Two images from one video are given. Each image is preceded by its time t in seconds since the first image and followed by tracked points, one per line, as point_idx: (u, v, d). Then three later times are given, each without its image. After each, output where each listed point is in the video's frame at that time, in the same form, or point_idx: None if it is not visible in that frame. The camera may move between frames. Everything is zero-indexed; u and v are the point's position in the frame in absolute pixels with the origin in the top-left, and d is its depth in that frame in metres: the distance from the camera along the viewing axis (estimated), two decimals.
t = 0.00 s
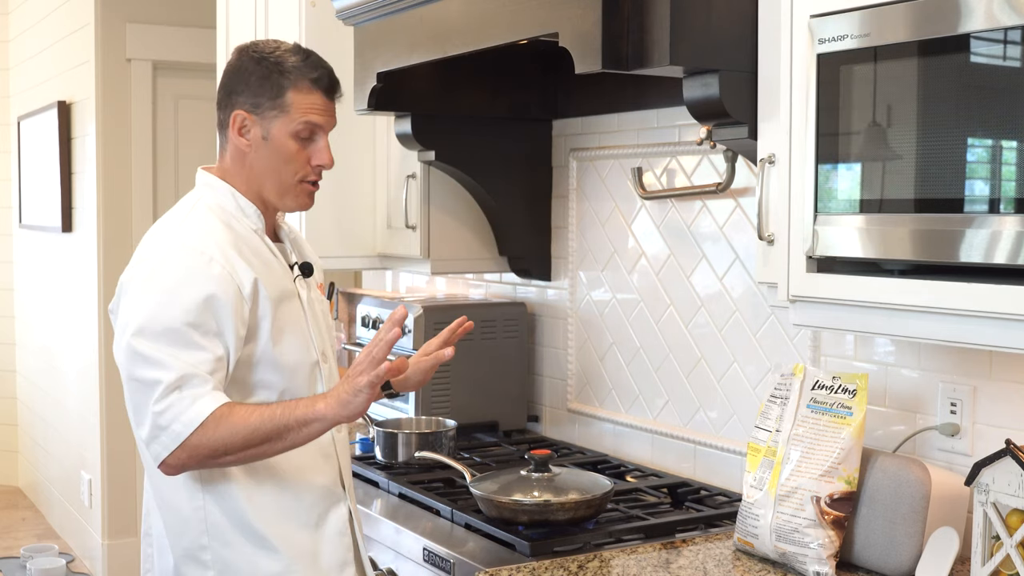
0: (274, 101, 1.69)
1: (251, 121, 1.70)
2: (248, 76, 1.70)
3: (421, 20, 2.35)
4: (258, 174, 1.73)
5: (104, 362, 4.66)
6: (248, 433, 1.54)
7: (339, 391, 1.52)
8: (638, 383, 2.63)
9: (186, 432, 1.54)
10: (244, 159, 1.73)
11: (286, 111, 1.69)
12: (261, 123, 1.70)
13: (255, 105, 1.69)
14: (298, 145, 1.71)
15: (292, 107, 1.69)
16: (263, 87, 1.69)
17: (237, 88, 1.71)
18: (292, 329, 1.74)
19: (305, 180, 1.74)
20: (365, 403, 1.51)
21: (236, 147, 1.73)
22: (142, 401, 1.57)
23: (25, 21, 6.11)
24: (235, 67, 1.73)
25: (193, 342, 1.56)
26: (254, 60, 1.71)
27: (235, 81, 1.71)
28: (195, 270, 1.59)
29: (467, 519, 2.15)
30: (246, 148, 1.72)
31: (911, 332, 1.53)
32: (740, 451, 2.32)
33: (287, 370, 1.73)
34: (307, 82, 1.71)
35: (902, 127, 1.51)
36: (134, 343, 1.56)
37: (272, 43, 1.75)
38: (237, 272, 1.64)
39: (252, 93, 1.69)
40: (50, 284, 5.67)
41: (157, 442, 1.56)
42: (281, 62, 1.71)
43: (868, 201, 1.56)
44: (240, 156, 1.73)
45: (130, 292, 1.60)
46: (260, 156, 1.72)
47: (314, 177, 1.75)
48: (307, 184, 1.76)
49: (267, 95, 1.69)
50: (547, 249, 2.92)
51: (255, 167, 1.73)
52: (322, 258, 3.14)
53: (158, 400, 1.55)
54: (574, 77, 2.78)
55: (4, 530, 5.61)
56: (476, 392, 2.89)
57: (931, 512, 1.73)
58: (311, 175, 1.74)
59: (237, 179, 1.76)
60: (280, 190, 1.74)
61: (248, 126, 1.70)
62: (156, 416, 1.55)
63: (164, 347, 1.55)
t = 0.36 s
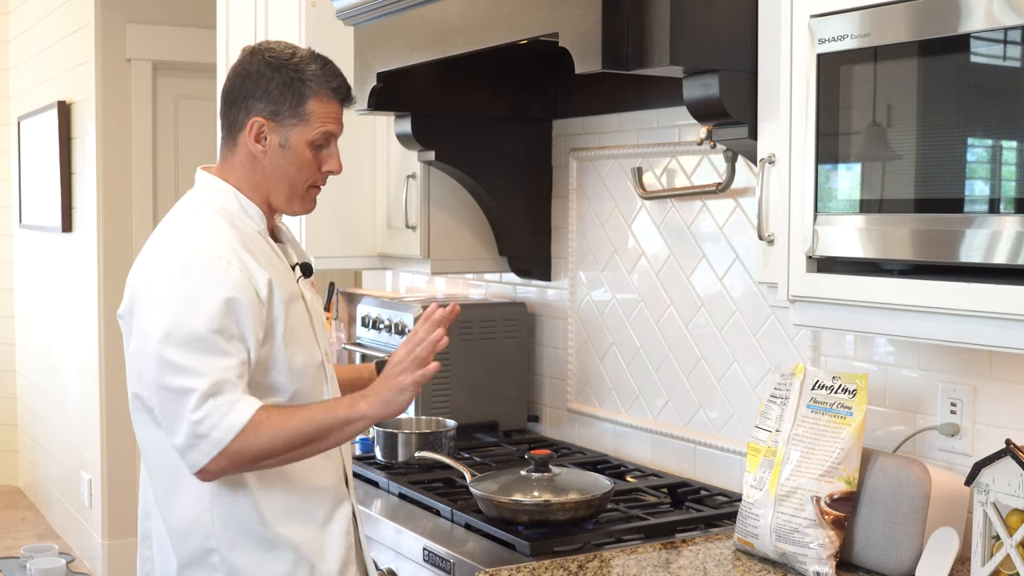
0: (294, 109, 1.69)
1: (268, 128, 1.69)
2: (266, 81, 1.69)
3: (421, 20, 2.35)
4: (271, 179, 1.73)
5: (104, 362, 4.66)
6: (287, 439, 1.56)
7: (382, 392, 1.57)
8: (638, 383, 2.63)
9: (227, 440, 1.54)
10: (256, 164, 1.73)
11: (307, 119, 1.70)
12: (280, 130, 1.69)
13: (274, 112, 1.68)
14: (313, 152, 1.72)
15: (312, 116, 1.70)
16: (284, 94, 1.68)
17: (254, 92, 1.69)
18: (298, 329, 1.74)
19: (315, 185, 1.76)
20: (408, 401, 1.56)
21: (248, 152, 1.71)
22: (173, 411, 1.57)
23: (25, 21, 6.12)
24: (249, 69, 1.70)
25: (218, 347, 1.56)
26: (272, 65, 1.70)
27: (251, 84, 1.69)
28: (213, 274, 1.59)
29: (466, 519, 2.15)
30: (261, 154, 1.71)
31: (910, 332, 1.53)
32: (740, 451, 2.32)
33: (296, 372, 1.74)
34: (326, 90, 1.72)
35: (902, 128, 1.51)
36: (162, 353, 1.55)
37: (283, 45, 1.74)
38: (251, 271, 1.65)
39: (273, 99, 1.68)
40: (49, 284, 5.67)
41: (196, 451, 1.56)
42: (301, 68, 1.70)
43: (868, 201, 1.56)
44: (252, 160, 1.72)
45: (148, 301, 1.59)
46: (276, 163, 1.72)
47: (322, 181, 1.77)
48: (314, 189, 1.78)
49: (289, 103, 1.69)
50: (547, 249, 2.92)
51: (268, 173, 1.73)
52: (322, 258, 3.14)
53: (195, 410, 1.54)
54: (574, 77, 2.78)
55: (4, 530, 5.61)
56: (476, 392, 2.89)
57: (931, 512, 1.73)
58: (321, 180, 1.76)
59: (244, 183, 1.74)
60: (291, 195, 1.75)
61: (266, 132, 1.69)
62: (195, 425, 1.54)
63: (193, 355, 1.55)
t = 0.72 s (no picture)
0: (275, 101, 1.70)
1: (250, 120, 1.70)
2: (247, 74, 1.71)
3: (421, 20, 2.34)
4: (255, 172, 1.75)
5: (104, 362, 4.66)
6: (367, 433, 1.64)
7: (460, 388, 1.66)
8: (638, 383, 2.63)
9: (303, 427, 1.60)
10: (240, 158, 1.75)
11: (288, 112, 1.71)
12: (262, 123, 1.71)
13: (255, 105, 1.70)
14: (295, 145, 1.73)
15: (293, 109, 1.71)
16: (264, 87, 1.70)
17: (235, 86, 1.70)
18: (300, 322, 1.78)
19: (300, 178, 1.77)
20: (481, 398, 1.67)
21: (232, 145, 1.73)
22: (233, 407, 1.59)
23: (25, 21, 6.11)
24: (230, 63, 1.72)
25: (266, 335, 1.61)
26: (252, 58, 1.71)
27: (232, 78, 1.71)
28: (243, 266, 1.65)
29: (467, 518, 2.15)
30: (244, 147, 1.73)
31: (910, 332, 1.53)
32: (741, 451, 2.32)
33: (299, 364, 1.78)
34: (307, 83, 1.73)
35: (903, 127, 1.51)
36: (218, 349, 1.58)
37: (264, 40, 1.75)
38: (260, 259, 1.73)
39: (254, 92, 1.70)
40: (49, 284, 5.67)
41: (268, 441, 1.60)
42: (281, 62, 1.71)
43: (868, 201, 1.56)
44: (236, 153, 1.74)
45: (186, 303, 1.60)
46: (259, 155, 1.73)
47: (307, 175, 1.78)
48: (300, 182, 1.79)
49: (269, 96, 1.70)
50: (547, 249, 2.92)
51: (252, 166, 1.75)
52: (322, 258, 3.14)
53: (262, 399, 1.58)
54: (574, 77, 2.78)
55: (4, 530, 5.61)
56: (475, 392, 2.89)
57: (931, 512, 1.73)
58: (306, 173, 1.77)
59: (229, 177, 1.76)
60: (276, 188, 1.76)
61: (248, 125, 1.71)
62: (270, 413, 1.58)
63: (247, 346, 1.59)
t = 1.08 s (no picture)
0: (265, 105, 1.70)
1: (240, 124, 1.70)
2: (238, 77, 1.70)
3: (421, 20, 2.34)
4: (245, 174, 1.75)
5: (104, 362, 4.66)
6: (345, 443, 1.65)
7: (439, 409, 1.67)
8: (638, 383, 2.63)
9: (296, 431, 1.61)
10: (230, 160, 1.75)
11: (278, 116, 1.71)
12: (251, 126, 1.71)
13: (245, 109, 1.70)
14: (285, 149, 1.73)
15: (283, 113, 1.71)
16: (254, 91, 1.69)
17: (226, 88, 1.70)
18: (294, 319, 1.79)
19: (289, 182, 1.78)
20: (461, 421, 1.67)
21: (222, 148, 1.73)
22: (227, 405, 1.59)
23: (25, 21, 6.12)
24: (222, 66, 1.72)
25: (261, 334, 1.62)
26: (243, 61, 1.71)
27: (223, 81, 1.71)
28: (238, 265, 1.66)
29: (467, 518, 2.15)
30: (234, 150, 1.73)
31: (910, 332, 1.53)
32: (741, 451, 2.32)
33: (293, 361, 1.78)
34: (297, 87, 1.72)
35: (903, 128, 1.51)
36: (216, 347, 1.58)
37: (257, 43, 1.75)
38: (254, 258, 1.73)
39: (244, 96, 1.69)
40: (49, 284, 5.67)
41: (260, 440, 1.60)
42: (272, 66, 1.71)
43: (868, 201, 1.56)
44: (226, 156, 1.74)
45: (183, 302, 1.60)
46: (249, 159, 1.73)
47: (297, 178, 1.78)
48: (289, 185, 1.79)
49: (259, 100, 1.70)
50: (547, 249, 2.92)
51: (242, 169, 1.75)
52: (322, 258, 3.14)
53: (259, 397, 1.58)
54: (574, 77, 2.78)
55: (4, 530, 5.61)
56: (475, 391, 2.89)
57: (931, 512, 1.73)
58: (295, 177, 1.77)
59: (220, 178, 1.77)
60: (266, 191, 1.76)
61: (237, 129, 1.71)
62: (266, 411, 1.59)
63: (245, 345, 1.60)
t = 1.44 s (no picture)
0: (248, 99, 1.70)
1: (224, 118, 1.70)
2: (224, 72, 1.71)
3: (421, 20, 2.34)
4: (232, 170, 1.75)
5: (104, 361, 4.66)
6: (335, 444, 1.66)
7: (427, 423, 1.73)
8: (638, 383, 2.63)
9: (277, 431, 1.60)
10: (217, 156, 1.74)
11: (261, 109, 1.70)
12: (235, 120, 1.70)
13: (229, 103, 1.70)
14: (270, 143, 1.72)
15: (267, 106, 1.70)
16: (239, 85, 1.70)
17: (212, 84, 1.71)
18: (286, 319, 1.78)
19: (277, 178, 1.76)
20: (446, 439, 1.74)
21: (209, 144, 1.73)
22: (213, 404, 1.59)
23: (25, 21, 6.11)
24: (209, 63, 1.73)
25: (246, 333, 1.61)
26: (229, 58, 1.71)
27: (209, 77, 1.72)
28: (226, 265, 1.66)
29: (467, 519, 2.15)
30: (220, 145, 1.73)
31: (910, 332, 1.53)
32: (740, 451, 2.32)
33: (284, 361, 1.78)
34: (282, 81, 1.72)
35: (902, 127, 1.51)
36: (198, 345, 1.58)
37: (246, 41, 1.75)
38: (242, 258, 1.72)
39: (228, 90, 1.70)
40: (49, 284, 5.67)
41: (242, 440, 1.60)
42: (257, 60, 1.71)
43: (868, 201, 1.56)
44: (214, 152, 1.74)
45: (168, 299, 1.60)
46: (234, 154, 1.73)
47: (284, 175, 1.76)
48: (277, 182, 1.77)
49: (243, 94, 1.70)
50: (547, 249, 2.92)
51: (230, 165, 1.74)
52: (321, 258, 3.14)
53: (241, 397, 1.58)
54: (574, 77, 2.78)
55: (4, 530, 5.60)
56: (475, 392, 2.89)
57: (931, 512, 1.73)
58: (282, 173, 1.76)
59: (210, 176, 1.76)
60: (253, 187, 1.75)
61: (223, 123, 1.71)
62: (249, 411, 1.59)
63: (227, 343, 1.60)
